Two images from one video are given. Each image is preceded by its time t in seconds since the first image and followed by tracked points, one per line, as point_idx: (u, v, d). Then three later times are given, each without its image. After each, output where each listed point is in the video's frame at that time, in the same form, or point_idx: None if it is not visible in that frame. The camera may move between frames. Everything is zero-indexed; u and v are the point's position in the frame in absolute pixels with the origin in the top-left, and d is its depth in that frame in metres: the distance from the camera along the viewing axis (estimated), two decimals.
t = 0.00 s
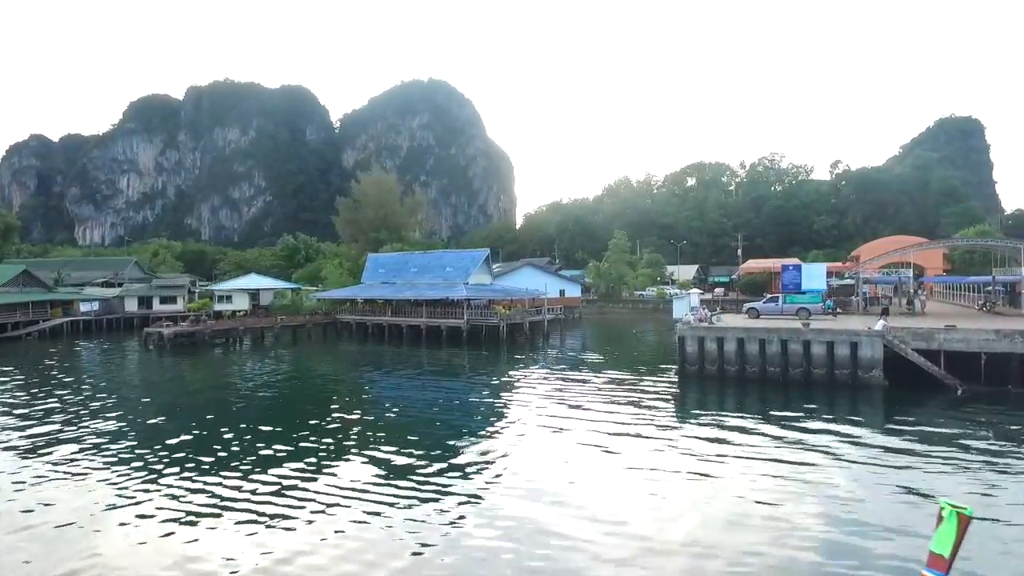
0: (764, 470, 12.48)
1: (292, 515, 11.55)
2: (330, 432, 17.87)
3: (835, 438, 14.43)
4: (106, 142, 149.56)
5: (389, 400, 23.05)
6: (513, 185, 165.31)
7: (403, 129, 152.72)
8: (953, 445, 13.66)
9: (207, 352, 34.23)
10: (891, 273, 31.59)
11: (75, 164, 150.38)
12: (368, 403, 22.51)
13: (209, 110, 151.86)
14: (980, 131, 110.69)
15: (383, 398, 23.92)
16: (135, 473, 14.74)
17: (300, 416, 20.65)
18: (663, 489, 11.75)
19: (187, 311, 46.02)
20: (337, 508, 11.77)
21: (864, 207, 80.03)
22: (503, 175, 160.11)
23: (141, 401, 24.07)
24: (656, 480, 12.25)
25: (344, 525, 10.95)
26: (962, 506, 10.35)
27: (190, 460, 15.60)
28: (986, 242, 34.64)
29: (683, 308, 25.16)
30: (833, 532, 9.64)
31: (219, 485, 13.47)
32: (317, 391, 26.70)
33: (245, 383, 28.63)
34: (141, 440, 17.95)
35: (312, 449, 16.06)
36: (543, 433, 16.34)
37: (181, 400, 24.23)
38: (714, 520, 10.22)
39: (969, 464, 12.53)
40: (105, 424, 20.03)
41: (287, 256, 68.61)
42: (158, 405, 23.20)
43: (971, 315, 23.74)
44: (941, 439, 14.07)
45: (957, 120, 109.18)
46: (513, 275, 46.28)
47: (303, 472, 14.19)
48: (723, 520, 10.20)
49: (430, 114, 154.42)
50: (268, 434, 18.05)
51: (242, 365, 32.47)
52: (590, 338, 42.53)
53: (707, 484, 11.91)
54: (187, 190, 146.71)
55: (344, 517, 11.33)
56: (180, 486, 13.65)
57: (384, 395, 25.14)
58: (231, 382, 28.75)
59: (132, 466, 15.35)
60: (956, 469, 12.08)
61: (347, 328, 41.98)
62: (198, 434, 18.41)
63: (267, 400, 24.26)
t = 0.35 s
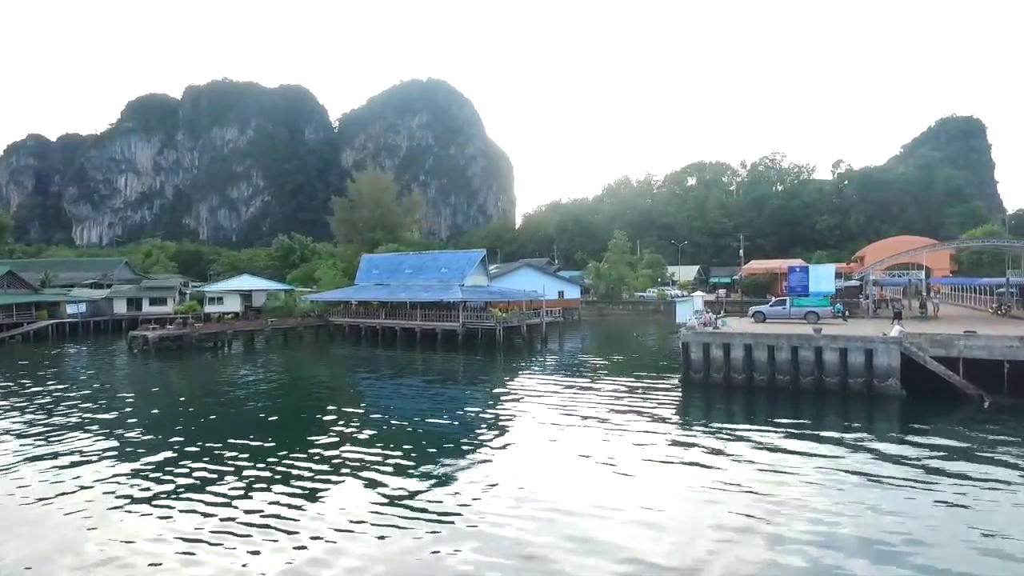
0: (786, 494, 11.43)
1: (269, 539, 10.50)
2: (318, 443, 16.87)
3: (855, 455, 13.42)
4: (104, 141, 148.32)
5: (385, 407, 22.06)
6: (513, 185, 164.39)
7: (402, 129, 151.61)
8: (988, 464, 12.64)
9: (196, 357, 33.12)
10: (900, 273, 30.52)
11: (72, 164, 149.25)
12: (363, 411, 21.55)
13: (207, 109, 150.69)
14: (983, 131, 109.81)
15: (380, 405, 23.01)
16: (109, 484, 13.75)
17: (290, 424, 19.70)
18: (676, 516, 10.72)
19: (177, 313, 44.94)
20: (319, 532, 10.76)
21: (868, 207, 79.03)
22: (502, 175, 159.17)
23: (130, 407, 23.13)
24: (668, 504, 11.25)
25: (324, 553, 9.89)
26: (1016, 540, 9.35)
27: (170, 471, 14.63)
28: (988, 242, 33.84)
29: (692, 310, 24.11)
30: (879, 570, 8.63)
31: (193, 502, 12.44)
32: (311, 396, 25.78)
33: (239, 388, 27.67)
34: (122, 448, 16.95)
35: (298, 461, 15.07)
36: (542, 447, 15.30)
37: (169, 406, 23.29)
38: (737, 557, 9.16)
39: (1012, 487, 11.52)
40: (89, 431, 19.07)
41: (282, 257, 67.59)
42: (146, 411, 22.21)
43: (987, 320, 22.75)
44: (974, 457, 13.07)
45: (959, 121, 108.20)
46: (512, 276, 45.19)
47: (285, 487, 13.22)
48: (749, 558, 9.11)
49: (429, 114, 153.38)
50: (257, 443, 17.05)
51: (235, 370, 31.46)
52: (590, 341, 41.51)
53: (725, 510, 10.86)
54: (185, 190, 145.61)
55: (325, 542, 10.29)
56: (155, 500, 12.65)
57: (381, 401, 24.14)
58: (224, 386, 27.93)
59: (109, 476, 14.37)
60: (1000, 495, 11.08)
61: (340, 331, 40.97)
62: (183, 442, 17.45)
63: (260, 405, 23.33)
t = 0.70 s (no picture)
0: (804, 517, 10.44)
1: (244, 567, 9.48)
2: (301, 453, 15.90)
3: (876, 472, 12.40)
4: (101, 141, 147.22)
5: (378, 414, 21.07)
6: (513, 185, 163.26)
7: (401, 128, 150.43)
8: None
9: (184, 361, 32.08)
10: (910, 275, 29.42)
11: (70, 163, 148.23)
12: (354, 417, 20.57)
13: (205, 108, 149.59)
14: (986, 130, 108.72)
15: (373, 410, 22.04)
16: (78, 501, 12.75)
17: (278, 430, 18.73)
18: (686, 541, 9.74)
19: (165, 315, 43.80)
20: (300, 558, 9.75)
21: (871, 207, 77.91)
22: (502, 175, 158.06)
23: (115, 412, 22.17)
24: (674, 527, 10.27)
25: None
26: None
27: (145, 486, 13.63)
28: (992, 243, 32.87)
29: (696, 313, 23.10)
30: None
31: (159, 521, 11.46)
32: (302, 401, 24.79)
33: (230, 393, 26.68)
34: (98, 459, 15.99)
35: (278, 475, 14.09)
36: (537, 460, 14.30)
37: (156, 411, 22.35)
38: None
39: None
40: (67, 439, 18.12)
41: (276, 257, 66.57)
42: (131, 417, 21.26)
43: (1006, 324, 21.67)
44: (1011, 476, 12.00)
45: (963, 120, 107.12)
46: (509, 278, 44.05)
47: (261, 505, 12.23)
48: None
49: (428, 113, 152.29)
50: (240, 453, 16.10)
51: (227, 375, 30.46)
52: (589, 344, 40.43)
53: (739, 534, 9.87)
54: (183, 189, 144.52)
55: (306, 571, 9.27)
56: (125, 520, 11.64)
57: (375, 405, 23.18)
58: (214, 391, 26.92)
59: (78, 491, 13.41)
60: None
61: (333, 333, 39.87)
62: (163, 451, 16.51)
63: (251, 410, 22.36)
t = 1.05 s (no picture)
0: (825, 546, 9.43)
1: None
2: (282, 466, 14.88)
3: (900, 493, 11.37)
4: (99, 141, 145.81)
5: (367, 421, 20.04)
6: (512, 185, 162.10)
7: (400, 128, 149.17)
8: None
9: (171, 366, 30.95)
10: (920, 277, 28.34)
11: (68, 163, 147.04)
12: (343, 425, 19.57)
13: (204, 108, 148.43)
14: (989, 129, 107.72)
15: (364, 417, 21.01)
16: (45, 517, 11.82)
17: (262, 439, 17.71)
18: (696, 573, 8.75)
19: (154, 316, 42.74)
20: None
21: (875, 206, 76.82)
22: (502, 175, 156.86)
23: (95, 419, 21.13)
24: (684, 556, 9.27)
25: None
26: None
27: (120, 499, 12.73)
28: (1000, 243, 31.82)
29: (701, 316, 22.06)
30: None
31: (119, 545, 10.46)
32: (291, 407, 23.79)
33: (218, 398, 25.60)
34: (70, 469, 15.01)
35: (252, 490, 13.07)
36: (532, 476, 13.28)
37: (138, 418, 21.30)
38: None
39: None
40: (46, 448, 17.20)
41: (271, 257, 65.41)
42: (111, 425, 20.21)
43: None
44: None
45: (966, 119, 106.02)
46: (504, 279, 42.88)
47: (242, 522, 11.30)
48: None
49: (428, 112, 151.16)
50: (218, 465, 15.07)
51: (217, 380, 29.37)
52: (589, 347, 39.32)
53: (758, 562, 8.95)
54: (182, 189, 143.30)
55: None
56: (93, 539, 10.69)
57: (366, 411, 22.16)
58: (202, 397, 25.83)
59: (37, 508, 12.40)
60: None
61: (325, 336, 38.70)
62: (137, 463, 15.49)
63: (237, 417, 21.32)
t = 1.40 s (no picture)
0: None
1: None
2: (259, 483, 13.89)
3: (925, 518, 10.49)
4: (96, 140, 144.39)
5: (355, 430, 19.04)
6: (511, 185, 160.85)
7: (398, 127, 148.09)
8: None
9: (156, 372, 29.84)
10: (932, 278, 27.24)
11: (65, 163, 145.67)
12: (330, 434, 18.56)
13: (202, 107, 147.31)
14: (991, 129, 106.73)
15: (355, 425, 20.04)
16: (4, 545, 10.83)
17: (242, 452, 16.73)
18: None
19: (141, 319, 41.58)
20: None
21: (878, 206, 75.73)
22: (501, 175, 155.67)
23: (73, 428, 20.13)
24: None
25: None
26: None
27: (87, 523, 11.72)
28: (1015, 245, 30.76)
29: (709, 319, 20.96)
30: None
31: None
32: (279, 413, 22.80)
33: (204, 404, 24.61)
34: (43, 486, 14.02)
35: (224, 511, 12.12)
36: (525, 498, 12.32)
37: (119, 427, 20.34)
38: None
39: None
40: (22, 461, 16.21)
41: (265, 258, 64.31)
42: (87, 434, 19.20)
43: None
44: None
45: (968, 118, 105.06)
46: (499, 280, 41.64)
47: (215, 553, 10.32)
48: None
49: (427, 112, 150.00)
50: (192, 481, 14.11)
51: (205, 385, 28.39)
52: (588, 350, 38.27)
53: None
54: (179, 189, 142.11)
55: None
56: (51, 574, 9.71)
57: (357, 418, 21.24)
58: (188, 404, 24.71)
59: None
60: None
61: (316, 339, 37.56)
62: (108, 479, 14.52)
63: (221, 426, 20.37)
